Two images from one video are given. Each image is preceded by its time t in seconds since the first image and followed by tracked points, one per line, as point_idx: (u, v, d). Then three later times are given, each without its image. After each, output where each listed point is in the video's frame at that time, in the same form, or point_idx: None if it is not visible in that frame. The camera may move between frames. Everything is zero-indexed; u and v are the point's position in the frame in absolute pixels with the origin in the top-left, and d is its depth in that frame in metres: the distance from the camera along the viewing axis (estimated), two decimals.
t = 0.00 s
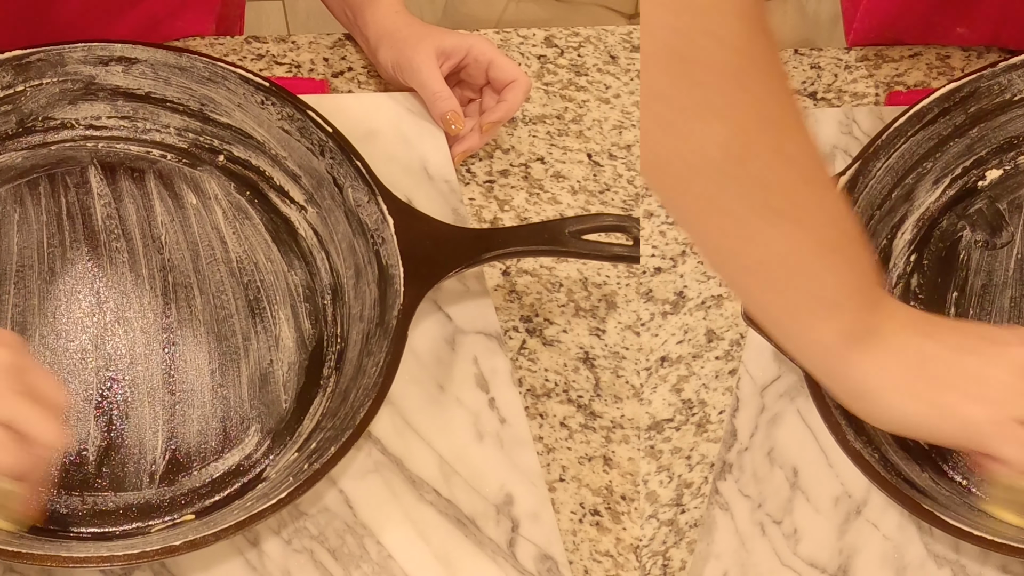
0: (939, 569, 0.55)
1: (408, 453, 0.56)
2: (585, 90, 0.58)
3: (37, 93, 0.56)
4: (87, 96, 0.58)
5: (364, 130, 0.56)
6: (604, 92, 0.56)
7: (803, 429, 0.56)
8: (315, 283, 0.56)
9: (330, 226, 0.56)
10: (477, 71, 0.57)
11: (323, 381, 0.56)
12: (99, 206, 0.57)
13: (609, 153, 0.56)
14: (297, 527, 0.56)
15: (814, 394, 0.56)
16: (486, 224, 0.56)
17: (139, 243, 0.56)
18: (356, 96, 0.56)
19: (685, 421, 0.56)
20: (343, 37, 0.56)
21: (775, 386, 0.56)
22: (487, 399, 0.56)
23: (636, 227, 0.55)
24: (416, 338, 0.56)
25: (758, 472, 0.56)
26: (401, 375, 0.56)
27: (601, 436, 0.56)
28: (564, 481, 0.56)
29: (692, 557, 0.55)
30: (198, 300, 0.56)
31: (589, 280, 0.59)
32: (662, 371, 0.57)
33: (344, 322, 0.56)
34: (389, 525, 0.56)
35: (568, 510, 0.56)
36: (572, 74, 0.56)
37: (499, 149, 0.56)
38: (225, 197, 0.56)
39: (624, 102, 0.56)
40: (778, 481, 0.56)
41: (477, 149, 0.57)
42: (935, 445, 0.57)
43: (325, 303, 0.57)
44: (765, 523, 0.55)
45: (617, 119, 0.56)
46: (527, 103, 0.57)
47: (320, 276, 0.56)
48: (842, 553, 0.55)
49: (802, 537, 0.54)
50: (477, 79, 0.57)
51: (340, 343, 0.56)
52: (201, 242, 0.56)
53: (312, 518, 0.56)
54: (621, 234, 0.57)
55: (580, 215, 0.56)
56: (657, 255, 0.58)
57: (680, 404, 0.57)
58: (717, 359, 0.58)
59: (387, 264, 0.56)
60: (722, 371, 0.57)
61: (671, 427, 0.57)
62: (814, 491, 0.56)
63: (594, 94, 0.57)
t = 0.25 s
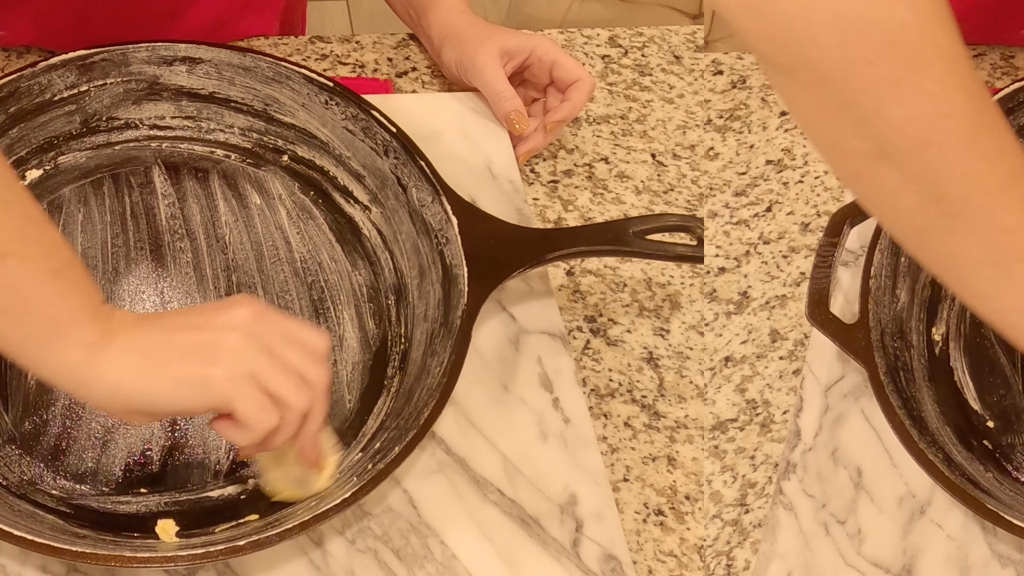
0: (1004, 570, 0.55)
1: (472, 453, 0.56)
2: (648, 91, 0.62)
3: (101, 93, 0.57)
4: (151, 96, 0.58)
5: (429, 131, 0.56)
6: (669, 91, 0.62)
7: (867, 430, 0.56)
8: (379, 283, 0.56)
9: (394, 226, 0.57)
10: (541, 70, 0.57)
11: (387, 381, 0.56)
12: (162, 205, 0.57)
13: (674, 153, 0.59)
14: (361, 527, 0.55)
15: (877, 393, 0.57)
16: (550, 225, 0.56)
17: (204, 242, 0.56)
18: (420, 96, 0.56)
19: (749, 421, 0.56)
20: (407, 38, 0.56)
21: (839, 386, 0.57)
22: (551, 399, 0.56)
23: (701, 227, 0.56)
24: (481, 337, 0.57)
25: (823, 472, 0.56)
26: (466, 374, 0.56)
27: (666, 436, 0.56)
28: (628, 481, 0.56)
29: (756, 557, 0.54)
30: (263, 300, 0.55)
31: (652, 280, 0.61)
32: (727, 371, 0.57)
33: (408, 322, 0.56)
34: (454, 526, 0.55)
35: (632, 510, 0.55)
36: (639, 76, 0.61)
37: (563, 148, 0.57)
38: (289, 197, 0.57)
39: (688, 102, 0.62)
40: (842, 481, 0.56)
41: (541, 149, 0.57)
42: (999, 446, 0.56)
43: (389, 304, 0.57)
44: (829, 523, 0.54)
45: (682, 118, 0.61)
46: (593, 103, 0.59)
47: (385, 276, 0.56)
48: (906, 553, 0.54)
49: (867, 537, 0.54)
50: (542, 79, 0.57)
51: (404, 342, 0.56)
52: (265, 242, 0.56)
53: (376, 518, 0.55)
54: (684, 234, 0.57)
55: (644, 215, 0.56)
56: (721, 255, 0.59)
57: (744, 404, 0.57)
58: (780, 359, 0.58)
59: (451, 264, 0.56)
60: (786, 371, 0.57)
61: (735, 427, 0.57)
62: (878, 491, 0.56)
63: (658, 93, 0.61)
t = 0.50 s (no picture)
0: None
1: (536, 453, 0.56)
2: (713, 90, 0.64)
3: (166, 93, 0.57)
4: (216, 96, 0.59)
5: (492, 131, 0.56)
6: (733, 92, 0.64)
7: (932, 429, 0.56)
8: (443, 282, 0.56)
9: (458, 226, 0.57)
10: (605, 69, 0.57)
11: (451, 381, 0.56)
12: (226, 205, 0.56)
13: (738, 152, 0.60)
14: (425, 527, 0.55)
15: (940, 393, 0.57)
16: (613, 225, 0.56)
17: (268, 242, 0.56)
18: (484, 96, 0.57)
19: (813, 421, 0.57)
20: (471, 37, 0.56)
21: (903, 386, 0.57)
22: (616, 399, 0.56)
23: (764, 228, 0.55)
24: (545, 337, 0.57)
25: (887, 472, 0.56)
26: (529, 374, 0.57)
27: (730, 436, 0.56)
28: (691, 481, 0.56)
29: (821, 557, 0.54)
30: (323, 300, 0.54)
31: (717, 280, 0.61)
32: (791, 370, 0.57)
33: (472, 321, 0.56)
34: (518, 524, 0.55)
35: (696, 510, 0.55)
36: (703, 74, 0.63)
37: (627, 148, 0.57)
38: (353, 198, 0.57)
39: (751, 100, 0.64)
40: (906, 481, 0.55)
41: (604, 148, 0.57)
42: None
43: (453, 303, 0.57)
44: (893, 523, 0.54)
45: (745, 118, 0.63)
46: (656, 104, 0.60)
47: (449, 276, 0.56)
48: (970, 553, 0.54)
49: (931, 536, 0.54)
50: (606, 79, 0.58)
51: (468, 342, 0.56)
52: (329, 242, 0.56)
53: (441, 518, 0.55)
54: (748, 235, 0.57)
55: (708, 215, 0.56)
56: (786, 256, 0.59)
57: (808, 404, 0.57)
58: (844, 359, 0.58)
59: (514, 264, 0.56)
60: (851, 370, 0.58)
61: (799, 427, 0.57)
62: (941, 490, 0.55)
63: (722, 93, 0.63)
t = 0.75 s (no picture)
0: None
1: (601, 453, 0.56)
2: (777, 90, 0.64)
3: (229, 93, 0.57)
4: (279, 96, 0.59)
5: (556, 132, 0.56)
6: (798, 92, 0.64)
7: (996, 430, 0.57)
8: (508, 282, 0.56)
9: (522, 226, 0.57)
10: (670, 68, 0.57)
11: (515, 381, 0.55)
12: (290, 205, 0.57)
13: (803, 152, 0.61)
14: (489, 527, 0.55)
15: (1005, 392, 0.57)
16: (677, 225, 0.56)
17: (332, 242, 0.56)
18: (548, 95, 0.56)
19: (877, 421, 0.57)
20: (536, 36, 0.58)
21: (967, 387, 0.57)
22: (680, 400, 0.57)
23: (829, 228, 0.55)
24: (610, 337, 0.58)
25: (951, 472, 0.56)
26: (595, 374, 0.57)
27: (794, 436, 0.56)
28: (756, 481, 0.56)
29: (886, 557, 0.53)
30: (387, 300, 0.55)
31: (780, 281, 0.61)
32: (855, 371, 0.57)
33: (536, 322, 0.56)
34: (581, 524, 0.55)
35: (760, 510, 0.55)
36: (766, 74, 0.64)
37: (691, 149, 0.58)
38: (416, 198, 0.57)
39: (815, 102, 0.64)
40: (971, 481, 0.55)
41: (669, 148, 0.57)
42: None
43: (518, 304, 0.56)
44: (957, 522, 0.54)
45: (810, 119, 0.63)
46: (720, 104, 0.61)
47: (513, 276, 0.56)
48: None
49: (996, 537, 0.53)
50: (670, 78, 0.58)
51: (532, 343, 0.56)
52: (393, 242, 0.56)
53: (505, 518, 0.55)
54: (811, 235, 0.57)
55: (770, 215, 0.56)
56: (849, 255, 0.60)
57: (873, 404, 0.57)
58: (908, 359, 0.59)
59: (579, 264, 0.56)
60: (914, 370, 0.58)
61: (862, 428, 0.57)
62: (1007, 491, 0.55)
63: (787, 93, 0.64)
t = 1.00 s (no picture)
0: None
1: (665, 453, 0.56)
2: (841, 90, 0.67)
3: (293, 93, 0.58)
4: (343, 96, 0.60)
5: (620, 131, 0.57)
6: (861, 92, 0.67)
7: None
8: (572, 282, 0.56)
9: (586, 226, 0.57)
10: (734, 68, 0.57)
11: (579, 381, 0.55)
12: (354, 205, 0.57)
13: (866, 152, 0.63)
14: (553, 527, 0.55)
15: None
16: (741, 224, 0.57)
17: (396, 241, 0.56)
18: (614, 97, 0.59)
19: (942, 421, 0.57)
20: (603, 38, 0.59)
21: None
22: (744, 399, 0.57)
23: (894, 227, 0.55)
24: (674, 337, 0.59)
25: (1015, 472, 0.55)
26: (659, 374, 0.58)
27: (858, 435, 0.56)
28: (820, 481, 0.56)
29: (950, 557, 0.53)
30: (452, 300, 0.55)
31: (844, 281, 0.62)
32: (919, 371, 0.58)
33: (600, 321, 0.56)
34: (645, 524, 0.54)
35: (824, 510, 0.55)
36: (831, 75, 0.66)
37: (755, 149, 0.60)
38: (480, 198, 0.57)
39: (879, 101, 0.66)
40: None
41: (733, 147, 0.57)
42: None
43: (582, 304, 0.57)
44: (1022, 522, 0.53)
45: (874, 118, 0.65)
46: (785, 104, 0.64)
47: (578, 275, 0.56)
48: None
49: None
50: (734, 78, 0.58)
51: (597, 342, 0.55)
52: (457, 243, 0.56)
53: (569, 518, 0.55)
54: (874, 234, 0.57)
55: (834, 216, 0.54)
56: (913, 256, 0.61)
57: (936, 404, 0.57)
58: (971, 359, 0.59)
59: (643, 264, 0.55)
60: (978, 371, 0.58)
61: (926, 428, 0.57)
62: None
63: (851, 93, 0.67)
